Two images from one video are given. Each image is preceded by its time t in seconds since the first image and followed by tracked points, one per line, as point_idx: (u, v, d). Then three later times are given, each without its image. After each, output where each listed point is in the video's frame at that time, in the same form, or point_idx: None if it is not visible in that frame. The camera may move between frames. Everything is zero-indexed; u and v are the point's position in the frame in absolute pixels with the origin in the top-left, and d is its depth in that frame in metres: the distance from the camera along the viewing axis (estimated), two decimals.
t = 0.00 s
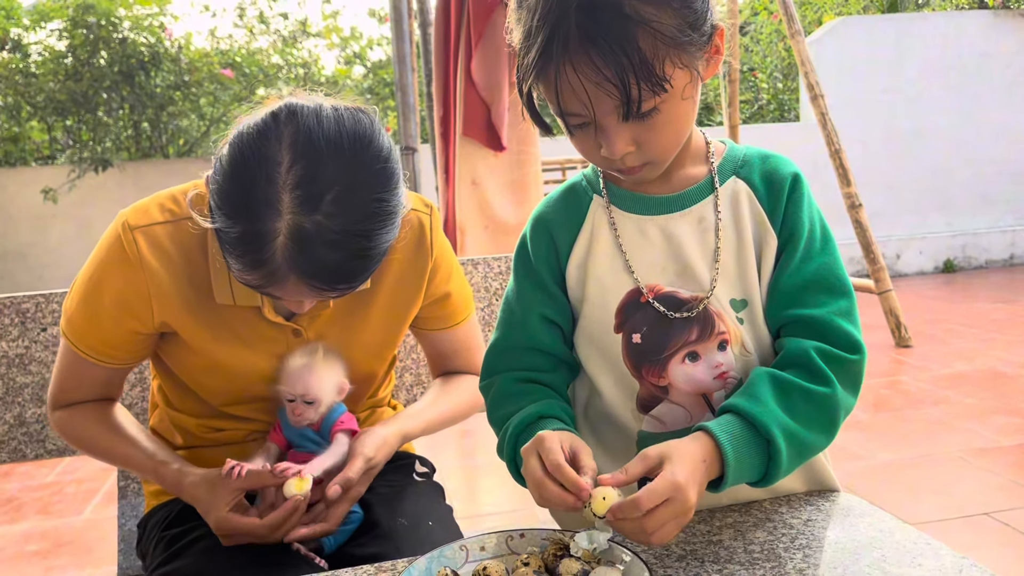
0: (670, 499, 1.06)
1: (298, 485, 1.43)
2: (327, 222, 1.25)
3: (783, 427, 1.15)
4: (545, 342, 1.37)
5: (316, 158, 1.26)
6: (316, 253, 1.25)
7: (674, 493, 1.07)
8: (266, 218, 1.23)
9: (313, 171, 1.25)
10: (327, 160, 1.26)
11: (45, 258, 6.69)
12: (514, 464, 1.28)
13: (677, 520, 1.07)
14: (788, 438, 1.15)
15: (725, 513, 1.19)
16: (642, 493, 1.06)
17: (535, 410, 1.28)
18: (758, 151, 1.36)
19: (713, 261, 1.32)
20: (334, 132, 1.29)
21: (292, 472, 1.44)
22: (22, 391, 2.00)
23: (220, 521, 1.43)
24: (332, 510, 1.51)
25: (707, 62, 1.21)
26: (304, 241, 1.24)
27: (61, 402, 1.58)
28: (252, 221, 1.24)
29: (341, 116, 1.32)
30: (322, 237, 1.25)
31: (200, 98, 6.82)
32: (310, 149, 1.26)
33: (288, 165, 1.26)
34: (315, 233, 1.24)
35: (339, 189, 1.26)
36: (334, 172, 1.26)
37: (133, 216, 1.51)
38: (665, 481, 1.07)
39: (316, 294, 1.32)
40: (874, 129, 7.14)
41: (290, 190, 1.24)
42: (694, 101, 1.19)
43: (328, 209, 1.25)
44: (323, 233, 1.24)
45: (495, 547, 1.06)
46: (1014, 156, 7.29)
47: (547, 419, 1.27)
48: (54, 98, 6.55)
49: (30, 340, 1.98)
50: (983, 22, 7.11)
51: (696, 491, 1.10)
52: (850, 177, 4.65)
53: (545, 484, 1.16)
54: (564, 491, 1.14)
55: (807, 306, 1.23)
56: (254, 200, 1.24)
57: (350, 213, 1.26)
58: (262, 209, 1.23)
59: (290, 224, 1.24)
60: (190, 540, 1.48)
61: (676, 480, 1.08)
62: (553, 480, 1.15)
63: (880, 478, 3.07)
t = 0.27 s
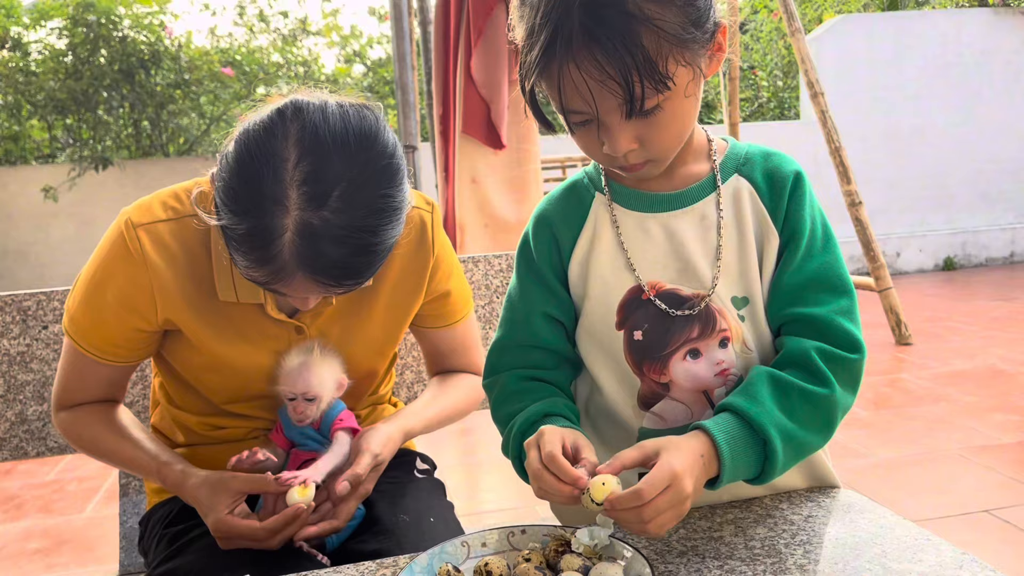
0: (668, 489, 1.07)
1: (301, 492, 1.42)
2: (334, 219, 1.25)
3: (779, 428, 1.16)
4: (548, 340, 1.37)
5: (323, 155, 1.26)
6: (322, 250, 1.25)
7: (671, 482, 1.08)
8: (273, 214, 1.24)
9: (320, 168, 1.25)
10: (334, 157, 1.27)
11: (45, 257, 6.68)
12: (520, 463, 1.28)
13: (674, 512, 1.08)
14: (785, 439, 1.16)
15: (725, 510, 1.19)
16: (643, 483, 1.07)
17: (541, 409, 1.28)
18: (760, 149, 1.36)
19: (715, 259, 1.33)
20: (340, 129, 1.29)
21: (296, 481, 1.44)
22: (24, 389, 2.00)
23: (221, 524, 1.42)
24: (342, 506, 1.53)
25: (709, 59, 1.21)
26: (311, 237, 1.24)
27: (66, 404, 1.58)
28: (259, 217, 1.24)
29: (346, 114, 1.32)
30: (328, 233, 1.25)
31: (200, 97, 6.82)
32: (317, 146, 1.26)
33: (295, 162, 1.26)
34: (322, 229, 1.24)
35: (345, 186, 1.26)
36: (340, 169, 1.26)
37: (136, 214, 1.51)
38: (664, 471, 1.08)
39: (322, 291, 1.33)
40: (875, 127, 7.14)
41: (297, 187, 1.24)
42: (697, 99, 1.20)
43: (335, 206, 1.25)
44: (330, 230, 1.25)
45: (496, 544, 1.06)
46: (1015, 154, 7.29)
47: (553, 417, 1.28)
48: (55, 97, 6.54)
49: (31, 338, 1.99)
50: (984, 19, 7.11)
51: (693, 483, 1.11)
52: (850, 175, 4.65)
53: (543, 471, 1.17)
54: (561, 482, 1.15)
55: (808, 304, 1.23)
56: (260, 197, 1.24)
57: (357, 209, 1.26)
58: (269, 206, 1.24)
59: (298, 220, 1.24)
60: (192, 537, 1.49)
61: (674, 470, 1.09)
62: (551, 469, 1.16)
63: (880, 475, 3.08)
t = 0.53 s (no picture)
0: (662, 484, 1.08)
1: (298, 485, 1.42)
2: (332, 216, 1.25)
3: (777, 426, 1.16)
4: (546, 336, 1.37)
5: (321, 152, 1.26)
6: (320, 247, 1.25)
7: (667, 477, 1.08)
8: (271, 212, 1.24)
9: (318, 165, 1.25)
10: (333, 154, 1.26)
11: (44, 255, 6.67)
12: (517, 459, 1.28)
13: (667, 507, 1.08)
14: (784, 436, 1.16)
15: (723, 506, 1.19)
16: (637, 479, 1.07)
17: (535, 404, 1.29)
18: (760, 145, 1.36)
19: (714, 256, 1.32)
20: (339, 126, 1.29)
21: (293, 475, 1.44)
22: (22, 386, 2.00)
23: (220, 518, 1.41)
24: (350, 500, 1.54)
25: (709, 55, 1.21)
26: (309, 234, 1.24)
27: (64, 399, 1.58)
28: (257, 214, 1.24)
29: (345, 110, 1.32)
30: (327, 230, 1.25)
31: (199, 94, 6.80)
32: (315, 143, 1.26)
33: (293, 159, 1.25)
34: (320, 227, 1.24)
35: (344, 182, 1.26)
36: (339, 166, 1.26)
37: (134, 210, 1.51)
38: (657, 467, 1.08)
39: (319, 288, 1.32)
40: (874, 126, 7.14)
41: (295, 184, 1.24)
42: (696, 95, 1.19)
43: (333, 203, 1.25)
44: (328, 227, 1.25)
45: (495, 540, 1.06)
46: (1015, 152, 7.29)
47: (547, 412, 1.29)
48: (54, 95, 6.54)
49: (29, 335, 1.98)
50: (983, 17, 7.10)
51: (687, 480, 1.11)
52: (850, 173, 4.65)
53: (530, 477, 1.16)
54: (548, 483, 1.14)
55: (807, 302, 1.23)
56: (258, 194, 1.24)
57: (355, 206, 1.26)
58: (267, 203, 1.24)
59: (296, 217, 1.24)
60: (190, 533, 1.48)
61: (670, 465, 1.09)
62: (535, 474, 1.15)
63: (879, 473, 3.08)
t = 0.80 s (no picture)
0: (660, 484, 1.07)
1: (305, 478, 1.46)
2: (328, 213, 1.25)
3: (778, 425, 1.16)
4: (544, 334, 1.38)
5: (317, 149, 1.26)
6: (317, 244, 1.25)
7: (664, 479, 1.08)
8: (267, 208, 1.23)
9: (314, 162, 1.25)
10: (328, 151, 1.26)
11: (43, 254, 6.65)
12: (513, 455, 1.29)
13: (660, 506, 1.08)
14: (783, 435, 1.16)
15: (721, 505, 1.19)
16: (633, 478, 1.06)
17: (526, 398, 1.30)
18: (759, 144, 1.35)
19: (713, 255, 1.32)
20: (335, 123, 1.28)
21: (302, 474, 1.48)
22: (20, 384, 1.99)
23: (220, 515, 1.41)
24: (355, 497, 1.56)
25: (708, 54, 1.21)
26: (305, 231, 1.24)
27: (62, 399, 1.58)
28: (252, 211, 1.24)
29: (341, 107, 1.32)
30: (323, 227, 1.25)
31: (198, 93, 6.80)
32: (311, 140, 1.26)
33: (289, 156, 1.25)
34: (316, 224, 1.24)
35: (340, 179, 1.26)
36: (335, 163, 1.26)
37: (131, 207, 1.51)
38: (656, 467, 1.08)
39: (316, 285, 1.32)
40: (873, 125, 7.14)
41: (292, 181, 1.24)
42: (695, 94, 1.19)
43: (329, 200, 1.25)
44: (324, 224, 1.24)
45: (493, 538, 1.06)
46: (1014, 152, 7.29)
47: (535, 406, 1.29)
48: (52, 93, 6.54)
49: (27, 333, 1.98)
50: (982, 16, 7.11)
51: (685, 481, 1.11)
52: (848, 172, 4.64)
53: (520, 479, 1.14)
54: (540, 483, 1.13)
55: (806, 301, 1.23)
56: (254, 191, 1.24)
57: (351, 203, 1.26)
58: (263, 200, 1.23)
59: (292, 214, 1.24)
60: (187, 532, 1.48)
61: (670, 467, 1.08)
62: (526, 475, 1.14)
63: (877, 472, 3.08)
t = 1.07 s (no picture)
0: (659, 483, 1.07)
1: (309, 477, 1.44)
2: (326, 206, 1.24)
3: (777, 424, 1.16)
4: (542, 332, 1.38)
5: (315, 142, 1.25)
6: (315, 237, 1.25)
7: (663, 477, 1.08)
8: (265, 202, 1.23)
9: (312, 155, 1.25)
10: (326, 145, 1.26)
11: (40, 252, 6.65)
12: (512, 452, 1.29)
13: (660, 504, 1.08)
14: (782, 433, 1.16)
15: (720, 503, 1.19)
16: (633, 475, 1.07)
17: (524, 396, 1.30)
18: (757, 142, 1.35)
19: (712, 253, 1.32)
20: (332, 117, 1.28)
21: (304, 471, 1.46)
22: (18, 382, 1.99)
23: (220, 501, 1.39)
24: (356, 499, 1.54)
25: (707, 52, 1.21)
26: (304, 225, 1.24)
27: (61, 396, 1.58)
28: (251, 205, 1.24)
29: (338, 101, 1.31)
30: (321, 221, 1.24)
31: (196, 91, 6.79)
32: (309, 133, 1.26)
33: (287, 150, 1.25)
34: (315, 217, 1.24)
35: (338, 172, 1.25)
36: (332, 156, 1.26)
37: (128, 205, 1.50)
38: (655, 465, 1.08)
39: (315, 280, 1.32)
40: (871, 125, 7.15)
41: (290, 174, 1.24)
42: (694, 93, 1.19)
43: (327, 193, 1.25)
44: (323, 218, 1.24)
45: (491, 536, 1.06)
46: (1011, 152, 7.30)
47: (535, 404, 1.29)
48: (50, 91, 6.53)
49: (24, 331, 1.97)
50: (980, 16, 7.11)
51: (684, 479, 1.11)
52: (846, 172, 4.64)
53: (520, 476, 1.15)
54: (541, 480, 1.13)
55: (805, 300, 1.23)
56: (252, 185, 1.24)
57: (350, 197, 1.26)
58: (261, 194, 1.23)
59: (290, 208, 1.24)
60: (185, 530, 1.48)
61: (669, 465, 1.09)
62: (527, 472, 1.14)
63: (875, 471, 3.08)
